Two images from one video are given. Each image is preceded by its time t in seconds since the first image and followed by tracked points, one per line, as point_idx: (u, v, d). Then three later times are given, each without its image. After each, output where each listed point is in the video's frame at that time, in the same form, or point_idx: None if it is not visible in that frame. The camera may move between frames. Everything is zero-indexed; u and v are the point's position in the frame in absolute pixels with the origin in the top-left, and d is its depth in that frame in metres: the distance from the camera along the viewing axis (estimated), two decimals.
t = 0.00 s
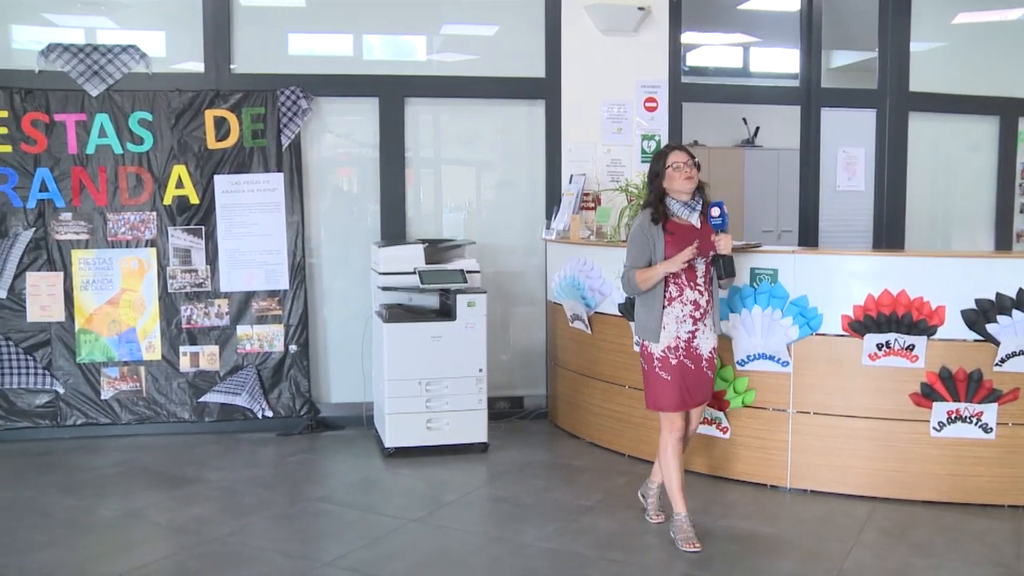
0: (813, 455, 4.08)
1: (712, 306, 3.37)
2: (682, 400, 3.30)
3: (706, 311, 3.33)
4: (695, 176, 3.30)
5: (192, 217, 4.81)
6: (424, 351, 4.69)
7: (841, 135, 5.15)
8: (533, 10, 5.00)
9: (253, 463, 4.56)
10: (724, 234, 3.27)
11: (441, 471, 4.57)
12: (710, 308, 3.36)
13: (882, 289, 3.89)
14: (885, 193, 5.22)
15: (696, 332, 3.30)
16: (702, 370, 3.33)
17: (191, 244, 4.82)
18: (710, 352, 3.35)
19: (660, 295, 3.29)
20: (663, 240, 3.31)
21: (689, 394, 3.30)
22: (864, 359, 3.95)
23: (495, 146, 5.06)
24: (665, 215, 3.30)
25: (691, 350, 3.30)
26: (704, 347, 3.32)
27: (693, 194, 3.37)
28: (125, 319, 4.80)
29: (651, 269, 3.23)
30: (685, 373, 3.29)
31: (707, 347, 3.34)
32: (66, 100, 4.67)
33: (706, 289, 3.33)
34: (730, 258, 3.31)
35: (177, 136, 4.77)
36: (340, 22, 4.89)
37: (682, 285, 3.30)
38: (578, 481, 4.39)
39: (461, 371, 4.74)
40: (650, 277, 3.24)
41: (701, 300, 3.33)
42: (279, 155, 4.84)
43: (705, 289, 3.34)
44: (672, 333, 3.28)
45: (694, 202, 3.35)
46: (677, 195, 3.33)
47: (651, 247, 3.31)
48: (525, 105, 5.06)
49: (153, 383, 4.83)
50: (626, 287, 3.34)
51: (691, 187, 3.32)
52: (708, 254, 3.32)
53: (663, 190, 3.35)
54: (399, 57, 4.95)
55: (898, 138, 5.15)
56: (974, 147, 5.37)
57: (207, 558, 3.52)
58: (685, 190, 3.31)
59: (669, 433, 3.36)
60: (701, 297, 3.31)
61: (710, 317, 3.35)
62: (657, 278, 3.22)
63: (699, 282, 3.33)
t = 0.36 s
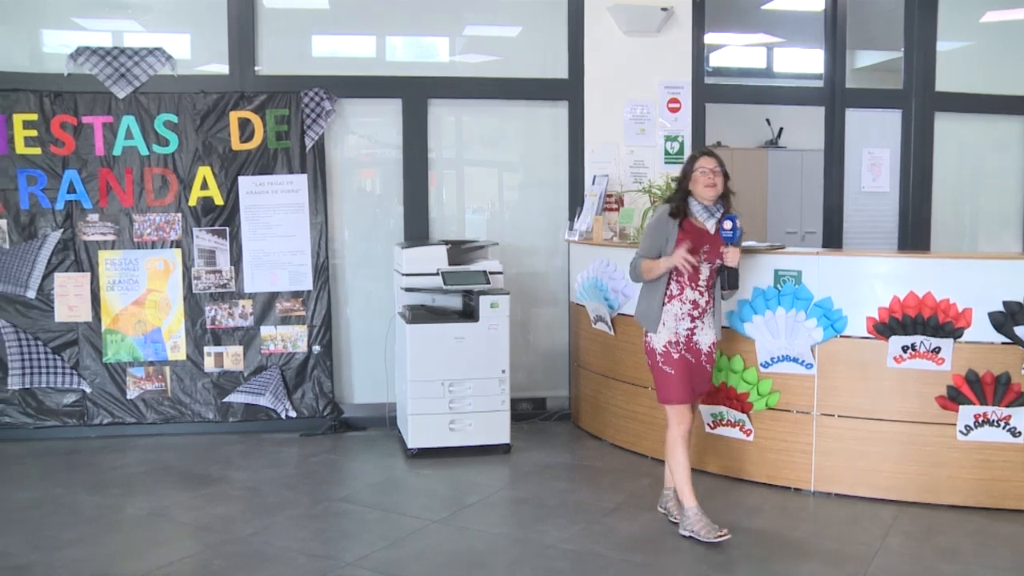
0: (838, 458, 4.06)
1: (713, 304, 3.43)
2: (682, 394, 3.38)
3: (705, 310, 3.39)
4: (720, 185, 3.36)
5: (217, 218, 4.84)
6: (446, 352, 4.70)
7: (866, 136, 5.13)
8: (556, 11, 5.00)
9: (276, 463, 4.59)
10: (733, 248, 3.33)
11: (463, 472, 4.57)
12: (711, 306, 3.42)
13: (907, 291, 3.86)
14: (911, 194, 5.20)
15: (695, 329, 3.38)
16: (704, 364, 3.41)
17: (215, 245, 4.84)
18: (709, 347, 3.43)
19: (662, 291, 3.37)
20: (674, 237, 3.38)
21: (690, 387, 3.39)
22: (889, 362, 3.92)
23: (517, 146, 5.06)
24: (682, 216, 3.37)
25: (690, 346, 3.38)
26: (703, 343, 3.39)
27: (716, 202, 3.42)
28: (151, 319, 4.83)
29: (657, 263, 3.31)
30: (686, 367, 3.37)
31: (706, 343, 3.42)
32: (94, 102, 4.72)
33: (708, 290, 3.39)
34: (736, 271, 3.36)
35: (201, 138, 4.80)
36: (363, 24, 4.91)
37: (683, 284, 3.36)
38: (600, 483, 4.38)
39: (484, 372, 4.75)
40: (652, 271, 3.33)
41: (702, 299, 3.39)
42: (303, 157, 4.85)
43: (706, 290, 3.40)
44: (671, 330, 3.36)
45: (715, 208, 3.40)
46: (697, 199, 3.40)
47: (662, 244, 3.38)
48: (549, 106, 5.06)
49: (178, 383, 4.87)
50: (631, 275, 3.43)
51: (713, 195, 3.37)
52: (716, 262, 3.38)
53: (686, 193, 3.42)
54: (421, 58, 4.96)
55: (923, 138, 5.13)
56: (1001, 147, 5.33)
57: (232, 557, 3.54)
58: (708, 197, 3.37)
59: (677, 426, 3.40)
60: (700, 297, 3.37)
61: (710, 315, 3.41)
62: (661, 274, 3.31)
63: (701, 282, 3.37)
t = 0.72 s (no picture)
0: (864, 473, 4.02)
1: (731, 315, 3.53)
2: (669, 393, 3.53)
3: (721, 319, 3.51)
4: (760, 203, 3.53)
5: (242, 231, 4.88)
6: (469, 364, 4.70)
7: (891, 149, 5.11)
8: (579, 25, 5.03)
9: (300, 475, 4.60)
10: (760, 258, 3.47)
11: (485, 485, 4.57)
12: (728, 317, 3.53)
13: (934, 304, 3.83)
14: (937, 206, 5.16)
15: (705, 335, 3.50)
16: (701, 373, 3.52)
17: (240, 258, 4.88)
18: (714, 358, 3.53)
19: (685, 292, 3.48)
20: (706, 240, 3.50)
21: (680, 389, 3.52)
22: (915, 376, 3.88)
23: (540, 159, 5.08)
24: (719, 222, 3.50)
25: (693, 349, 3.51)
26: (707, 350, 3.51)
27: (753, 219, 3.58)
28: (176, 331, 4.87)
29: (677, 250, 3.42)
30: (680, 369, 3.51)
31: (712, 352, 3.53)
32: (122, 116, 4.79)
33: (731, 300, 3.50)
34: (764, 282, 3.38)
35: (227, 151, 4.85)
36: (388, 38, 4.95)
37: (707, 289, 3.47)
38: (623, 497, 4.36)
39: (507, 385, 4.75)
40: (675, 263, 3.45)
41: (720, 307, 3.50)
42: (328, 170, 4.88)
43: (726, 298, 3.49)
44: (679, 328, 3.50)
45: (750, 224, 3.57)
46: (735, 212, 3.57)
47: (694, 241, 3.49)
48: (572, 120, 5.08)
49: (202, 395, 4.90)
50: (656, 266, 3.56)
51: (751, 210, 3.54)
52: (745, 275, 3.47)
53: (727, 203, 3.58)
54: (445, 72, 4.99)
55: (949, 150, 5.10)
56: None
57: (255, 568, 3.55)
58: (746, 212, 3.55)
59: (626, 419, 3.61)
60: (720, 305, 3.48)
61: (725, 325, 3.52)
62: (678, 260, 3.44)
63: (725, 290, 3.49)
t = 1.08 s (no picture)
0: (893, 476, 3.99)
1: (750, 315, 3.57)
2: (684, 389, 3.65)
3: (737, 318, 3.57)
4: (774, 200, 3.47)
5: (270, 232, 4.90)
6: (496, 365, 4.70)
7: (922, 147, 5.10)
8: (606, 26, 5.03)
9: (328, 475, 4.62)
10: (764, 252, 3.41)
11: (512, 485, 4.57)
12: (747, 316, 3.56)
13: (966, 305, 3.78)
14: (969, 206, 5.11)
15: (720, 333, 3.58)
16: (717, 371, 3.58)
17: (268, 259, 4.90)
18: (732, 357, 3.57)
19: (700, 291, 3.62)
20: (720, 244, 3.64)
21: (695, 386, 3.62)
22: (946, 378, 3.84)
23: (567, 160, 5.08)
24: (733, 224, 3.61)
25: (708, 347, 3.60)
26: (723, 348, 3.58)
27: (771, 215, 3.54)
28: (205, 331, 4.91)
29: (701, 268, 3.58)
30: (693, 364, 3.63)
31: (730, 351, 3.58)
32: (153, 119, 4.84)
33: (747, 299, 3.55)
34: (768, 274, 3.40)
35: (256, 153, 4.88)
36: (416, 40, 4.98)
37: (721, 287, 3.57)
38: (650, 498, 4.35)
39: (534, 386, 4.75)
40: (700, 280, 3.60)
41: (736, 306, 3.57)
42: (355, 171, 4.90)
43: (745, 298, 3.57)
44: (693, 325, 3.63)
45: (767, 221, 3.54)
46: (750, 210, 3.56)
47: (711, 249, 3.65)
48: (598, 121, 5.08)
49: (231, 395, 4.93)
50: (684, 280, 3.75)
51: (765, 208, 3.50)
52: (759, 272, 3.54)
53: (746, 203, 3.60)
54: (472, 73, 5.00)
55: (981, 150, 5.06)
56: None
57: (284, 567, 3.57)
58: (759, 210, 3.51)
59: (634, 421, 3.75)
60: (734, 302, 3.56)
61: (743, 324, 3.56)
62: (703, 278, 3.58)
63: (740, 289, 3.56)
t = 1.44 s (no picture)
0: (921, 477, 3.95)
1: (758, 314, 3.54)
2: (699, 391, 3.63)
3: (744, 317, 3.56)
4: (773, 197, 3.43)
5: (297, 231, 4.93)
6: (522, 364, 4.71)
7: (950, 147, 5.07)
8: (632, 24, 5.03)
9: (354, 473, 4.65)
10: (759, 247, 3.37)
11: (536, 484, 4.57)
12: (755, 315, 3.54)
13: (996, 305, 3.73)
14: (999, 205, 5.06)
15: (728, 333, 3.59)
16: (728, 371, 3.56)
17: (295, 258, 4.93)
18: (744, 357, 3.55)
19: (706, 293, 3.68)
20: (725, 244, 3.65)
21: (709, 388, 3.61)
22: (976, 379, 3.80)
23: (593, 159, 5.08)
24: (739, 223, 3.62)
25: (718, 348, 3.61)
26: (732, 348, 3.58)
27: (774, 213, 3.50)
28: (232, 330, 4.94)
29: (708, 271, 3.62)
30: (704, 366, 3.63)
31: (740, 351, 3.56)
32: (181, 119, 4.88)
33: (752, 298, 3.55)
34: (761, 269, 3.35)
35: (282, 152, 4.90)
36: (442, 39, 4.99)
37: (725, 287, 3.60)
38: (676, 498, 4.34)
39: (559, 385, 4.75)
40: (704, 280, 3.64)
41: (742, 305, 3.57)
42: (381, 171, 4.92)
43: (749, 297, 3.55)
44: (701, 327, 3.66)
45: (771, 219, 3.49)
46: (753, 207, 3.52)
47: (718, 248, 3.68)
48: (624, 119, 5.07)
49: (258, 393, 4.96)
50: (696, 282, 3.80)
51: (764, 205, 3.47)
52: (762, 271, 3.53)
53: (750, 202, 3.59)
54: (497, 72, 5.01)
55: (1011, 148, 5.00)
56: None
57: (311, 564, 3.59)
58: (758, 207, 3.48)
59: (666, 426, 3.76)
60: (739, 302, 3.57)
61: (751, 323, 3.54)
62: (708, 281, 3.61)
63: (744, 288, 3.56)
